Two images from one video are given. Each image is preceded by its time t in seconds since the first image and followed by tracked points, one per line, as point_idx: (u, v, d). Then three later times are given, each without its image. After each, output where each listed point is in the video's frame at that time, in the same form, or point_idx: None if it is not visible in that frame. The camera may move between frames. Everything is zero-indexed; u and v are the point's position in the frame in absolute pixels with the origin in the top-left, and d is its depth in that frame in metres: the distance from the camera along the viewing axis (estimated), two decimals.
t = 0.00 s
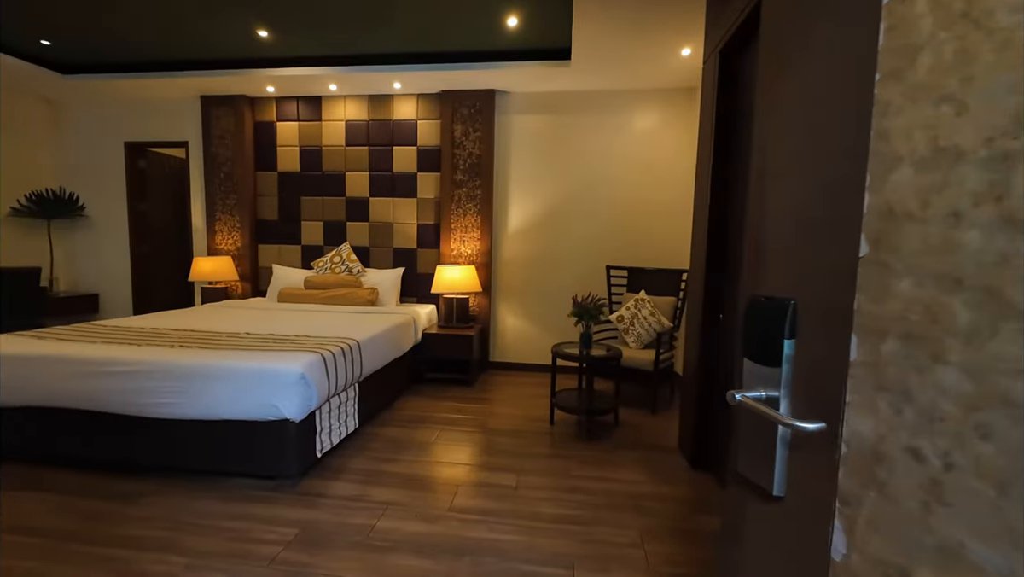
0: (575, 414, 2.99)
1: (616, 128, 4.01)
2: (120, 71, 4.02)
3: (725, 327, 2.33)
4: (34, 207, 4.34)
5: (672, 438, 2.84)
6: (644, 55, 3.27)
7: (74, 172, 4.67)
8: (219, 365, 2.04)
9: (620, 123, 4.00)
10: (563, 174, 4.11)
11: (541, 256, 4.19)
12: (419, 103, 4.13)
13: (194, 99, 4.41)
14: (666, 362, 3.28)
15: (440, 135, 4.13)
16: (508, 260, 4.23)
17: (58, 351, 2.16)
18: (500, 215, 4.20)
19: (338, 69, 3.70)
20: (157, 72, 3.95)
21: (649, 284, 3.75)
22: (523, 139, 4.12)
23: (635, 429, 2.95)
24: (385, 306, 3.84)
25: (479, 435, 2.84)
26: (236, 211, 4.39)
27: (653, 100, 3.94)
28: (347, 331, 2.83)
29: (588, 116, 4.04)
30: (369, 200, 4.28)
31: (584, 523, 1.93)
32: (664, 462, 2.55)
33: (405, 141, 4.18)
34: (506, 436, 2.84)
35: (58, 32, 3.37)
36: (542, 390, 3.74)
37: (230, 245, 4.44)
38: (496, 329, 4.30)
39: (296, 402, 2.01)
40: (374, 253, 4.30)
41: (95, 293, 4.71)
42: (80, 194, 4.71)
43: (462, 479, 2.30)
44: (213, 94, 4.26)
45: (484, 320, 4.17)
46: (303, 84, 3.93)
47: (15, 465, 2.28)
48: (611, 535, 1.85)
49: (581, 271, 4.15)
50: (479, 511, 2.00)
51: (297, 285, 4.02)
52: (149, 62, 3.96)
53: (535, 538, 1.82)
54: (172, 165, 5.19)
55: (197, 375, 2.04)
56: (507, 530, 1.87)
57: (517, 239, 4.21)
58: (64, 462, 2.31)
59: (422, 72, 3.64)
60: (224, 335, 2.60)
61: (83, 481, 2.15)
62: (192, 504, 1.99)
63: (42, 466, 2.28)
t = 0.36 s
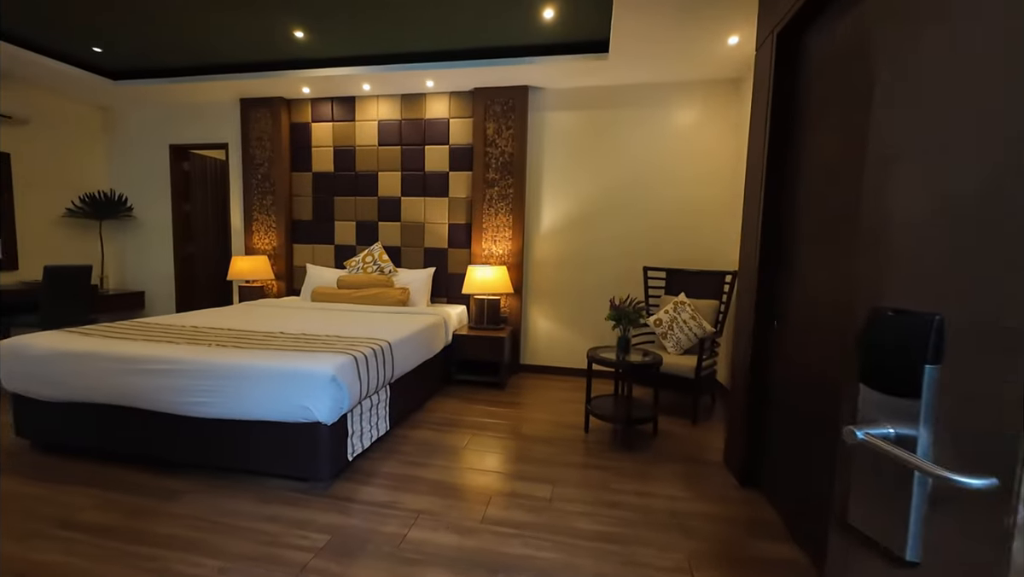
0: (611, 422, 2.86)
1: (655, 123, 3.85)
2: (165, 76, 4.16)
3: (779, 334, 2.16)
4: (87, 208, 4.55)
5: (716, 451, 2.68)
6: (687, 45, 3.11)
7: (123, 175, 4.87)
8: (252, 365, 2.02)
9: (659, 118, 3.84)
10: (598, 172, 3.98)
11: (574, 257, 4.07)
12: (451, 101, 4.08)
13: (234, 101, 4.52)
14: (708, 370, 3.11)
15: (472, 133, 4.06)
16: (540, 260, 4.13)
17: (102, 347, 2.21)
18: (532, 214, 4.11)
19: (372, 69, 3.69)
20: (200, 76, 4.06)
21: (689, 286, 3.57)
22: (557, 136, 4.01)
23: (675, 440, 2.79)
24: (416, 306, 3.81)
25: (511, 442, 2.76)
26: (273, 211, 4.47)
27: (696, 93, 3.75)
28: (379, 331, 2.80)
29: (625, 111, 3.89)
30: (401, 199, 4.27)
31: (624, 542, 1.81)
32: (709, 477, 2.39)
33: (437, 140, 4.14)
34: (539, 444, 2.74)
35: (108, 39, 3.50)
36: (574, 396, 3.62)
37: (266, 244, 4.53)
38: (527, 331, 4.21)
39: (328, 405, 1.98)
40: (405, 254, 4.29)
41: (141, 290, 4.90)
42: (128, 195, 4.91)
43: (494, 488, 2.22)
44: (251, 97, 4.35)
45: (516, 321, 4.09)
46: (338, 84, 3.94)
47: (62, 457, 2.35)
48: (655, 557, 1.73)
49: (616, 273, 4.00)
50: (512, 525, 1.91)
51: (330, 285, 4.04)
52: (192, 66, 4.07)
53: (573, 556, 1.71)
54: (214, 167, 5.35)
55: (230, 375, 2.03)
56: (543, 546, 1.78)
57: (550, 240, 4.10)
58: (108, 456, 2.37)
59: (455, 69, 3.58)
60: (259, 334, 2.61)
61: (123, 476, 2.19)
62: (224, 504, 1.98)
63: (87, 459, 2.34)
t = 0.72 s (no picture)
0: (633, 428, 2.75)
1: (679, 116, 3.70)
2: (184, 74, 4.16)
3: (818, 341, 2.02)
4: (108, 206, 4.60)
5: (745, 459, 2.55)
6: (715, 34, 2.96)
7: (144, 173, 4.92)
8: (264, 366, 1.97)
9: (683, 111, 3.69)
10: (619, 167, 3.85)
11: (594, 256, 3.96)
12: (468, 96, 4.00)
13: (251, 99, 4.51)
14: (735, 373, 2.98)
15: (489, 129, 3.98)
16: (558, 259, 4.03)
17: (116, 346, 2.19)
18: (550, 212, 4.01)
19: (388, 64, 3.64)
20: (217, 73, 4.06)
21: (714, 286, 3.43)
22: (576, 131, 3.90)
23: (701, 448, 2.67)
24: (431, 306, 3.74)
25: (529, 446, 2.67)
26: (289, 209, 4.46)
27: (723, 85, 3.59)
28: (394, 331, 2.73)
29: (648, 104, 3.75)
30: (417, 197, 4.20)
31: (651, 558, 1.71)
32: (738, 488, 2.27)
33: (453, 137, 4.06)
34: (558, 449, 2.65)
35: (126, 37, 3.51)
36: (593, 398, 3.52)
37: (282, 242, 4.53)
38: (544, 331, 4.11)
39: (342, 407, 1.91)
40: (421, 252, 4.23)
41: (161, 288, 4.95)
42: (149, 194, 4.96)
43: (512, 494, 2.14)
44: (268, 94, 4.33)
45: (533, 321, 4.00)
46: (354, 79, 3.90)
47: (79, 456, 2.34)
48: None
49: (637, 272, 3.88)
50: (532, 536, 1.82)
51: (345, 283, 4.00)
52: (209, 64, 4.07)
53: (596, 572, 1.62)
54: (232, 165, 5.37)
55: (243, 376, 1.98)
56: (564, 561, 1.68)
57: (569, 237, 3.99)
58: (124, 455, 2.35)
59: (473, 63, 3.50)
60: (273, 333, 2.56)
61: (137, 476, 2.17)
62: (237, 508, 1.93)
63: (104, 458, 2.33)
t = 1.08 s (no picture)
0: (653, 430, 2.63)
1: (700, 105, 3.54)
2: (194, 68, 4.12)
3: (859, 340, 1.88)
4: (122, 202, 4.61)
5: (773, 465, 2.41)
6: (742, 15, 2.80)
7: (157, 169, 4.92)
8: (270, 365, 1.89)
9: (704, 99, 3.53)
10: (637, 158, 3.71)
11: (610, 251, 3.83)
12: (481, 86, 3.89)
13: (262, 93, 4.46)
14: (761, 374, 2.83)
15: (502, 119, 3.86)
16: (574, 253, 3.91)
17: (122, 344, 2.13)
18: (565, 205, 3.88)
19: (399, 53, 3.54)
20: (227, 66, 4.00)
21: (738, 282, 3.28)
22: (592, 121, 3.76)
23: (726, 452, 2.54)
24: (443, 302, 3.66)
25: (545, 448, 2.57)
26: (300, 204, 4.41)
27: (748, 70, 3.42)
28: (405, 328, 2.64)
29: (667, 92, 3.60)
30: (428, 190, 4.11)
31: (677, 574, 1.60)
32: (767, 497, 2.14)
33: (466, 128, 3.96)
34: (575, 452, 2.54)
35: (135, 30, 3.47)
36: (610, 398, 3.40)
37: (294, 237, 4.49)
38: (559, 328, 4.00)
39: (351, 409, 1.82)
40: (433, 247, 4.14)
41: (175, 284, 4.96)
42: (162, 190, 4.96)
43: (528, 500, 2.04)
44: (279, 87, 4.28)
45: (547, 318, 3.89)
46: (364, 70, 3.81)
47: (89, 454, 2.31)
48: None
49: (655, 267, 3.74)
50: (550, 546, 1.72)
51: (356, 279, 3.94)
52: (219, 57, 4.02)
53: None
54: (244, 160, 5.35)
55: (248, 375, 1.90)
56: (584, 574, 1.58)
57: (584, 232, 3.87)
58: (133, 453, 2.31)
59: (486, 51, 3.39)
60: (282, 330, 2.49)
61: (145, 476, 2.12)
62: (244, 511, 1.87)
63: (112, 457, 2.30)
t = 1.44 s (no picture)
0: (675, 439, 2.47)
1: (726, 93, 3.34)
2: (205, 64, 4.09)
3: (910, 348, 1.68)
4: (137, 200, 4.62)
5: (807, 479, 2.23)
6: None
7: (171, 167, 4.93)
8: (269, 368, 1.78)
9: (729, 87, 3.33)
10: (657, 151, 3.52)
11: (629, 248, 3.66)
12: (494, 78, 3.75)
13: (273, 89, 4.41)
14: (792, 380, 2.64)
15: (515, 112, 3.72)
16: (590, 251, 3.75)
17: (122, 344, 2.06)
18: (581, 201, 3.73)
19: (409, 45, 3.43)
20: (237, 62, 3.95)
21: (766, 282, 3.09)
22: (610, 112, 3.59)
23: (755, 465, 2.36)
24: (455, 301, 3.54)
25: (560, 458, 2.43)
26: (311, 201, 4.35)
27: (777, 55, 3.20)
28: (414, 329, 2.52)
29: (690, 81, 3.41)
30: (439, 186, 4.00)
31: None
32: (803, 516, 1.96)
33: (478, 122, 3.83)
34: (592, 461, 2.40)
35: (144, 26, 3.43)
36: (629, 403, 3.24)
37: (305, 235, 4.43)
38: (574, 329, 3.85)
39: (352, 416, 1.71)
40: (444, 244, 4.03)
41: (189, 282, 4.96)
42: (176, 188, 4.97)
43: (541, 515, 1.90)
44: (289, 82, 4.22)
45: (562, 318, 3.74)
46: (374, 63, 3.72)
47: (92, 456, 2.26)
48: None
49: (677, 266, 3.55)
50: (564, 569, 1.58)
51: (366, 277, 3.85)
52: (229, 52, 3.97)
53: None
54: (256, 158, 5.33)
55: (246, 379, 1.80)
56: None
57: (602, 228, 3.70)
58: (136, 456, 2.26)
59: (498, 40, 3.25)
60: (287, 330, 2.40)
61: (146, 480, 2.05)
62: (242, 522, 1.78)
63: (115, 459, 2.24)
